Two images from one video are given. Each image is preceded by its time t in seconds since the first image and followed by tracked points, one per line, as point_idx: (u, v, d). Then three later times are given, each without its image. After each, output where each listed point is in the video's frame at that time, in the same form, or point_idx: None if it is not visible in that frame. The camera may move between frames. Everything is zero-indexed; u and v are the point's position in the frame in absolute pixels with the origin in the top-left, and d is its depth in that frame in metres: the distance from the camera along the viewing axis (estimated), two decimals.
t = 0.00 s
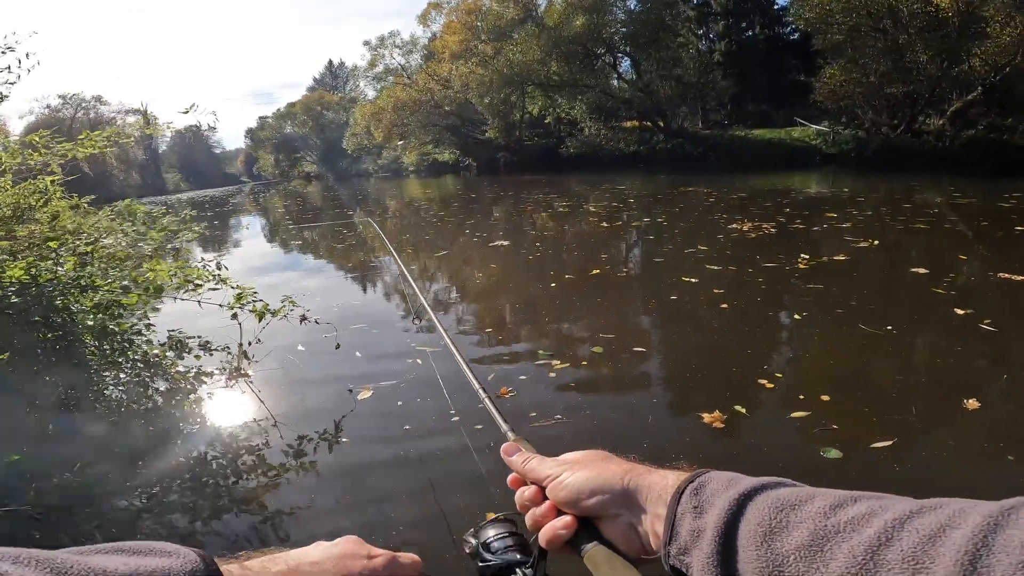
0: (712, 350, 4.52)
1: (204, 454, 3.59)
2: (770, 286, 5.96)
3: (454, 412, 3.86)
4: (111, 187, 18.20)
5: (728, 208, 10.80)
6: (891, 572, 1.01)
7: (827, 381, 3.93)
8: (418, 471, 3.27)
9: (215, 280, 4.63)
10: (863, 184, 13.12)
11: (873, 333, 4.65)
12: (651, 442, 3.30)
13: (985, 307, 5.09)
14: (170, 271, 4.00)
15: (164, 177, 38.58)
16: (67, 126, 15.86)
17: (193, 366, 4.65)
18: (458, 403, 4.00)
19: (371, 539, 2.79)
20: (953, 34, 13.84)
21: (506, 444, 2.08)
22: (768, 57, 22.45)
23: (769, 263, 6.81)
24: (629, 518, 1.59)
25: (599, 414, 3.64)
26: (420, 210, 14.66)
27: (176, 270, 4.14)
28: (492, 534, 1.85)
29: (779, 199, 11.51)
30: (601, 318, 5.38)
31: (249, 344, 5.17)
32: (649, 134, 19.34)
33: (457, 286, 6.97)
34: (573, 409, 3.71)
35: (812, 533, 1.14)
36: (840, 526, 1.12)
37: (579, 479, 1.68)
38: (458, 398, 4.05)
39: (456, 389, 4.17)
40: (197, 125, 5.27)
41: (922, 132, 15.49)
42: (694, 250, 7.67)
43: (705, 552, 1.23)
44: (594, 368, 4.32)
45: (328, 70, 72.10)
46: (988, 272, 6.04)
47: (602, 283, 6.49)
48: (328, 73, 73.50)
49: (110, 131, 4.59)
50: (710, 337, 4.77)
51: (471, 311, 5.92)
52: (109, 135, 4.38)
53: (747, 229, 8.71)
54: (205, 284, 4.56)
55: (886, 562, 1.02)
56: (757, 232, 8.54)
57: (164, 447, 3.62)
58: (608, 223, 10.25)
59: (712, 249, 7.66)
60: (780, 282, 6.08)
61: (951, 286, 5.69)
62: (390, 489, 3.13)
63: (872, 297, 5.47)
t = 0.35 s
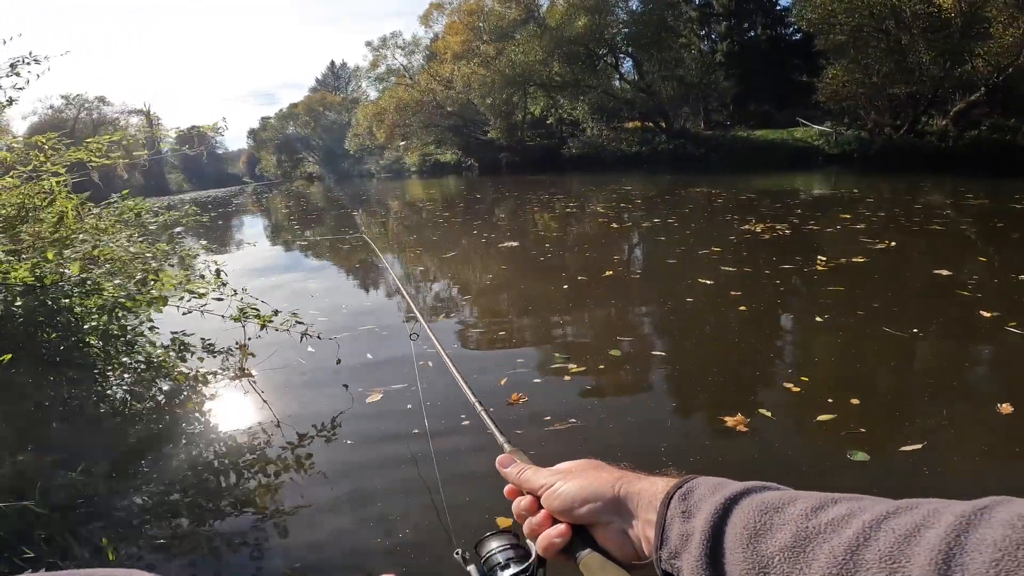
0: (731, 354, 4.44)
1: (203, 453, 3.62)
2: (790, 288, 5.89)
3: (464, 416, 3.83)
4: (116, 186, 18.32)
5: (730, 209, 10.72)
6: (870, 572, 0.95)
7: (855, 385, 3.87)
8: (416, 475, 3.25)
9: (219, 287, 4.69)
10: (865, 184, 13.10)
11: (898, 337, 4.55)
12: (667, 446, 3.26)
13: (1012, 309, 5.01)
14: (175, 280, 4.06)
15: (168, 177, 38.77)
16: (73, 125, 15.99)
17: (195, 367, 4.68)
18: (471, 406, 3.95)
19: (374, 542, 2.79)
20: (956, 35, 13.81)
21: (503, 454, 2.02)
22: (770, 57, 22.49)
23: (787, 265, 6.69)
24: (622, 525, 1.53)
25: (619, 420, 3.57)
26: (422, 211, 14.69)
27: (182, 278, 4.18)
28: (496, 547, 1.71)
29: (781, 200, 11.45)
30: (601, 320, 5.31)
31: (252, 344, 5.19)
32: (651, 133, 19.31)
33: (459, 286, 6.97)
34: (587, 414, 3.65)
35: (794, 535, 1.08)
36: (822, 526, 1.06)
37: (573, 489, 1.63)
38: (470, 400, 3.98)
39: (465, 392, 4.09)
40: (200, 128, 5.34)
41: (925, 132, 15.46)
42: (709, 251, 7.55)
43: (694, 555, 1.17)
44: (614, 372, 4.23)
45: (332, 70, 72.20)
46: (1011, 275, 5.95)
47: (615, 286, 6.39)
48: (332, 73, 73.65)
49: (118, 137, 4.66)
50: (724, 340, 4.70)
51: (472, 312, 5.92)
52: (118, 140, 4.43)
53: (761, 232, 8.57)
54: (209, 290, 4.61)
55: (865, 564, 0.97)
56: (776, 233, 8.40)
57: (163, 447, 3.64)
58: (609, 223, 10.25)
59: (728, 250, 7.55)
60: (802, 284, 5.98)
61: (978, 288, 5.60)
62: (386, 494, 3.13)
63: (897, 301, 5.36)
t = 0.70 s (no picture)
0: (759, 360, 4.36)
1: (216, 451, 3.65)
2: (820, 293, 5.78)
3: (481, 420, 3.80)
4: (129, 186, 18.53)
5: (742, 213, 10.65)
6: None
7: (892, 393, 3.78)
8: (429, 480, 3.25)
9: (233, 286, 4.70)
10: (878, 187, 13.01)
11: (936, 344, 4.45)
12: (691, 452, 3.23)
13: None
14: (191, 279, 4.12)
15: (181, 178, 39.21)
16: (88, 127, 16.22)
17: (209, 367, 4.71)
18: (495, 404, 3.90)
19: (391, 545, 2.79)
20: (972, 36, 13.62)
21: (507, 468, 1.95)
22: (782, 59, 22.43)
23: (813, 270, 6.57)
24: (631, 537, 1.49)
25: (646, 427, 3.51)
26: (431, 212, 14.76)
27: (196, 278, 4.21)
28: (508, 561, 1.55)
29: (793, 203, 11.35)
30: (612, 325, 5.28)
31: (264, 344, 5.23)
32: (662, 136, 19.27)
33: (468, 288, 6.99)
34: (610, 420, 3.61)
35: (804, 544, 1.07)
36: (833, 535, 1.06)
37: (580, 500, 1.59)
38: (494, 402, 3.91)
39: (487, 396, 4.02)
40: (214, 128, 5.39)
41: (941, 135, 15.34)
42: (733, 254, 7.45)
43: (703, 567, 1.14)
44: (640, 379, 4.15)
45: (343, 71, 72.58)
46: None
47: (636, 289, 6.31)
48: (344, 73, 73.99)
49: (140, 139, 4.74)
50: (747, 345, 4.64)
51: (481, 313, 5.94)
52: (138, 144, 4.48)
53: (783, 235, 8.44)
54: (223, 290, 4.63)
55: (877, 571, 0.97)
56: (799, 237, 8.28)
57: (177, 443, 3.67)
58: (619, 225, 10.25)
59: (751, 254, 7.44)
60: (832, 290, 5.86)
61: (1014, 293, 5.47)
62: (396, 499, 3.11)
63: (934, 306, 5.24)
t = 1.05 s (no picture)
0: (796, 369, 4.26)
1: (241, 447, 3.71)
2: (864, 302, 5.62)
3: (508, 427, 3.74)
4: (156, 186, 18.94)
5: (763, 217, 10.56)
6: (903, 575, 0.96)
7: (944, 406, 3.66)
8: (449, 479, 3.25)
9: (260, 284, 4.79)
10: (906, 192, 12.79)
11: (986, 356, 4.31)
12: (725, 461, 3.16)
13: None
14: (217, 277, 4.24)
15: (208, 178, 39.95)
16: (118, 127, 16.61)
17: (235, 364, 4.80)
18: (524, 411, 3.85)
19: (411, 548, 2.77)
20: (1006, 40, 13.08)
21: (523, 461, 1.96)
22: (809, 62, 22.17)
23: (854, 278, 6.39)
24: (647, 533, 1.50)
25: (681, 436, 3.44)
26: (451, 214, 14.86)
27: (222, 275, 4.32)
28: (515, 552, 1.74)
29: (817, 208, 11.23)
30: (632, 327, 5.29)
31: (288, 341, 5.31)
32: (683, 139, 19.17)
33: (487, 290, 7.03)
34: (642, 427, 3.55)
35: (823, 541, 1.08)
36: (853, 532, 1.07)
37: (597, 496, 1.59)
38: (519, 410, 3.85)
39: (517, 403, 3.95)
40: (241, 131, 5.51)
41: (973, 140, 15.02)
42: (767, 261, 7.32)
43: (719, 563, 1.15)
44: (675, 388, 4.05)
45: (366, 72, 73.29)
46: None
47: (668, 295, 6.21)
48: (367, 75, 74.69)
49: (174, 141, 4.85)
50: (790, 354, 4.53)
51: (500, 315, 5.98)
52: (172, 147, 4.59)
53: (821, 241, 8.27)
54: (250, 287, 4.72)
55: (896, 567, 0.97)
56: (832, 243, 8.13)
57: (202, 440, 3.74)
58: (640, 229, 10.21)
59: (787, 260, 7.29)
60: (874, 299, 5.69)
61: None
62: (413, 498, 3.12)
63: (981, 317, 5.08)
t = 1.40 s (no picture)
0: (839, 376, 4.19)
1: (262, 445, 3.77)
2: (908, 309, 5.48)
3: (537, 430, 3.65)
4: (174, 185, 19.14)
5: (780, 220, 10.49)
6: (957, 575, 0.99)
7: (1001, 415, 3.56)
8: (473, 478, 3.27)
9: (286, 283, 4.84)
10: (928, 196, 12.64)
11: None
12: (765, 469, 3.14)
13: None
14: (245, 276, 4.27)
15: (225, 176, 40.32)
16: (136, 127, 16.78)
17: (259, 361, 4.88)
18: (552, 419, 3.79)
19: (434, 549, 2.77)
20: None
21: (551, 462, 1.99)
22: (829, 63, 21.98)
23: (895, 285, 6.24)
24: (682, 535, 1.53)
25: (719, 443, 3.41)
26: (465, 215, 14.89)
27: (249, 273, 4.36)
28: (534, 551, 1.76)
29: (836, 212, 11.13)
30: (647, 331, 5.30)
31: (309, 339, 5.37)
32: (700, 141, 19.05)
33: (502, 290, 7.06)
34: (679, 434, 3.52)
35: (872, 543, 1.12)
36: (901, 533, 1.11)
37: (631, 497, 1.61)
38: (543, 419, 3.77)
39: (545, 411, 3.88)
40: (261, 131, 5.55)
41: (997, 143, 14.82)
42: (802, 266, 7.20)
43: (765, 563, 1.18)
44: (717, 395, 3.99)
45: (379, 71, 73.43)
46: None
47: (702, 300, 6.11)
48: (380, 74, 74.88)
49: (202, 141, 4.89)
50: (835, 361, 4.45)
51: (516, 315, 6.01)
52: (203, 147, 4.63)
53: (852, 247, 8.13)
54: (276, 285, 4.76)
55: (949, 567, 1.01)
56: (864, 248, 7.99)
57: (224, 436, 3.82)
58: (656, 231, 10.19)
59: (822, 267, 7.15)
60: (918, 306, 5.55)
61: None
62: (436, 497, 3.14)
63: None
